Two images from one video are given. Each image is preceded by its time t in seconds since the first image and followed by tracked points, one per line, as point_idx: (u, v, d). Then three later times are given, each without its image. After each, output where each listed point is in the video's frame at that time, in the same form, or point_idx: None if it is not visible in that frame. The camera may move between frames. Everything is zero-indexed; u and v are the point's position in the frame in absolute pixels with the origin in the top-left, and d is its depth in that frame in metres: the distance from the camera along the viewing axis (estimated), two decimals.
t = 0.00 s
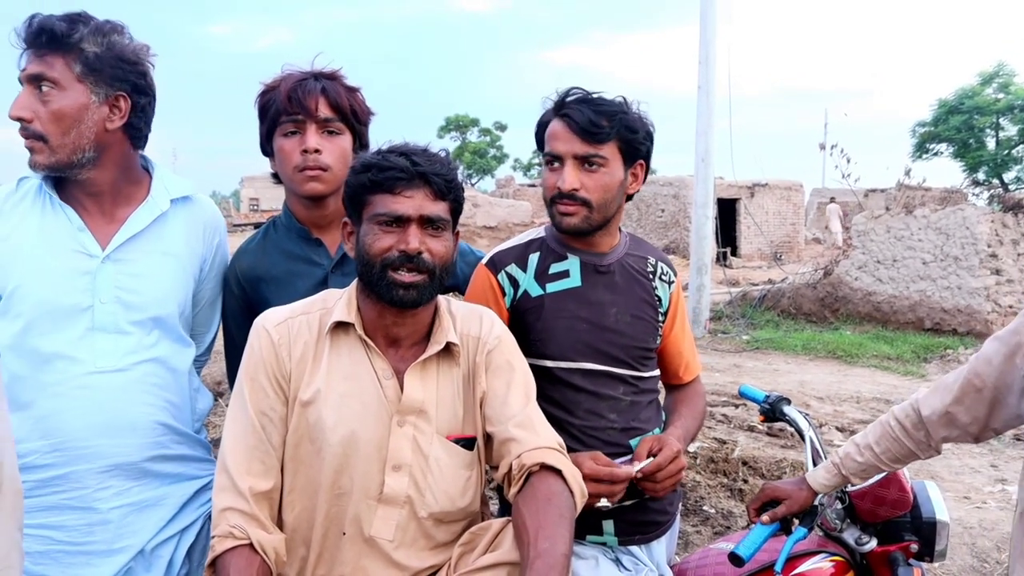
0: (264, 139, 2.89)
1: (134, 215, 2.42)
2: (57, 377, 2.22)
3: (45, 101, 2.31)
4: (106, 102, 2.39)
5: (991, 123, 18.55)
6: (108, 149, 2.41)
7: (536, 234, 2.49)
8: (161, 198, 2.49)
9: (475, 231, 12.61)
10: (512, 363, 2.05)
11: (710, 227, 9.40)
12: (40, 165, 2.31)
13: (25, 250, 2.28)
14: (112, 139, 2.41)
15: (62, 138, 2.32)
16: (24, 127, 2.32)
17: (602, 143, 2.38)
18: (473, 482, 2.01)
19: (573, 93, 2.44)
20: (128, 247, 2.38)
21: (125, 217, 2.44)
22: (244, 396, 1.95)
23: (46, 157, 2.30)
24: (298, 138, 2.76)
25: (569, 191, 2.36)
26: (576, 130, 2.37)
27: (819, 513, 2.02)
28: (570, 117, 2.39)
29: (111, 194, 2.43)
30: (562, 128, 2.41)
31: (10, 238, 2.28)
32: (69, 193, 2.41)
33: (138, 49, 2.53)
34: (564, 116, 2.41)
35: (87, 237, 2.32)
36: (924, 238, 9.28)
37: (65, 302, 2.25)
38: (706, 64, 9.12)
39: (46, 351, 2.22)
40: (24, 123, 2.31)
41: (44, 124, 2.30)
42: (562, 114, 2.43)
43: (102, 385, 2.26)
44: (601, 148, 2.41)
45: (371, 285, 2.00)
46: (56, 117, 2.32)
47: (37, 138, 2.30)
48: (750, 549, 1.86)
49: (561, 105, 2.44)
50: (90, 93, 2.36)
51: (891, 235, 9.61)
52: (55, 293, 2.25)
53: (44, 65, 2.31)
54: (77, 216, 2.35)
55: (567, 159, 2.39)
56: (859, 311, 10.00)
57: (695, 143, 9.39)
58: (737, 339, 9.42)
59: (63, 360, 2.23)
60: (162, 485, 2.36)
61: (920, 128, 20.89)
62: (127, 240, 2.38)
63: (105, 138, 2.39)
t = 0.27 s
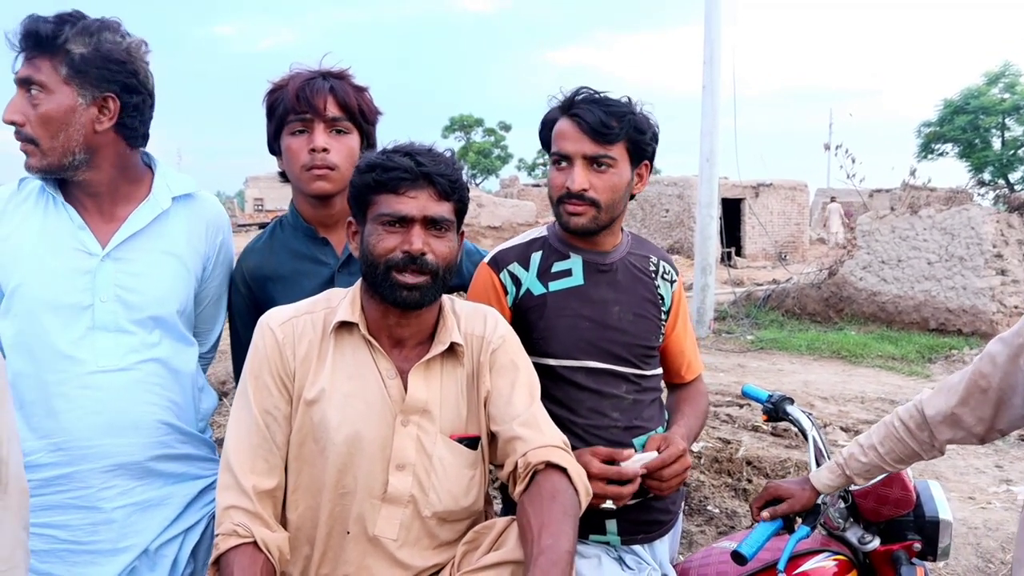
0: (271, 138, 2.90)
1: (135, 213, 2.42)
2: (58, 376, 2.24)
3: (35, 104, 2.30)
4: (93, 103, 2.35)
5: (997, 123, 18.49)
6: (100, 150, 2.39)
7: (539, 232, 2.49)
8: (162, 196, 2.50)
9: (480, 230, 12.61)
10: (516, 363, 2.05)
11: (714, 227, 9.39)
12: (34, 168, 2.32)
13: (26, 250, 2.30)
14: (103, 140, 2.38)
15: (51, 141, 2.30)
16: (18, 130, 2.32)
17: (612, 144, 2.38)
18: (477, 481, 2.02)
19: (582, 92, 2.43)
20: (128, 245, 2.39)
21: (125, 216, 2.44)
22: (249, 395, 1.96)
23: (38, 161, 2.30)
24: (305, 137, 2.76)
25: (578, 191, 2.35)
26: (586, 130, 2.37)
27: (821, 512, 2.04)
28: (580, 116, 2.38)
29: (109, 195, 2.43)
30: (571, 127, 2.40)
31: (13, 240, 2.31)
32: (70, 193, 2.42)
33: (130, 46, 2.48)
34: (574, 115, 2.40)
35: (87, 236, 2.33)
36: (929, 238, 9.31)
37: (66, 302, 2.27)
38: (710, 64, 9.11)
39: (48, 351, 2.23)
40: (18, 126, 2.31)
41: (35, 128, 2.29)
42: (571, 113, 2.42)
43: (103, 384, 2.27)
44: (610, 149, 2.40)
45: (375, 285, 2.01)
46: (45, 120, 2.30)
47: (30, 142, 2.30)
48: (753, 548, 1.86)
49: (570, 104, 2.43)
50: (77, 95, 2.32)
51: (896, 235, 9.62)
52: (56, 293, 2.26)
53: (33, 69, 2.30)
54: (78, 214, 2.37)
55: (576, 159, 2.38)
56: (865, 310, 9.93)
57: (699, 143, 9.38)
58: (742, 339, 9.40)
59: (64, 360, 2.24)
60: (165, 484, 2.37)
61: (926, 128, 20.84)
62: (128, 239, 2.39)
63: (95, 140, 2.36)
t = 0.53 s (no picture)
0: (272, 139, 2.91)
1: (127, 212, 2.40)
2: (48, 375, 2.24)
3: (25, 104, 2.30)
4: (80, 102, 2.33)
5: (996, 124, 18.50)
6: (89, 149, 2.37)
7: (538, 233, 2.50)
8: (155, 195, 2.48)
9: (480, 231, 12.61)
10: (516, 364, 2.06)
11: (714, 228, 9.40)
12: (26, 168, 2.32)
13: (22, 247, 2.31)
14: (92, 139, 2.37)
15: (40, 141, 2.30)
16: (10, 130, 2.32)
17: (614, 146, 2.38)
18: (477, 481, 2.02)
19: (585, 95, 2.43)
20: (120, 244, 2.38)
21: (119, 215, 2.43)
22: (249, 394, 1.97)
23: (28, 161, 2.30)
24: (306, 138, 2.77)
25: (581, 193, 2.35)
26: (589, 132, 2.37)
27: (821, 512, 2.04)
28: (584, 119, 2.39)
29: (101, 194, 2.41)
30: (574, 129, 2.40)
31: (8, 236, 2.33)
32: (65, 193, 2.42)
33: (121, 44, 2.46)
34: (577, 118, 2.40)
35: (79, 234, 2.33)
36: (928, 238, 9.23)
37: (57, 300, 2.28)
38: (711, 64, 9.11)
39: (37, 350, 2.24)
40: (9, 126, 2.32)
41: (24, 128, 2.29)
42: (573, 115, 2.42)
43: (92, 384, 2.27)
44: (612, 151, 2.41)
45: (376, 285, 2.02)
46: (34, 120, 2.30)
47: (21, 142, 2.31)
48: (752, 548, 1.86)
49: (572, 106, 2.44)
50: (63, 95, 2.31)
51: (897, 235, 9.64)
52: (47, 292, 2.27)
53: (22, 69, 2.30)
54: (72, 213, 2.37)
55: (579, 161, 2.39)
56: (864, 311, 9.92)
57: (699, 144, 9.38)
58: (742, 339, 9.41)
59: (53, 358, 2.25)
60: (156, 486, 2.37)
61: (926, 129, 20.85)
62: (119, 237, 2.38)
63: (83, 139, 2.34)
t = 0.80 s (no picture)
0: (273, 141, 2.93)
1: (122, 214, 2.42)
2: (40, 374, 2.27)
3: (23, 104, 2.33)
4: (75, 102, 2.35)
5: (997, 124, 18.51)
6: (85, 149, 2.39)
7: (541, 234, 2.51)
8: (150, 197, 2.48)
9: (480, 232, 12.64)
10: (520, 366, 2.08)
11: (715, 229, 9.41)
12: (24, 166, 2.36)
13: (21, 247, 2.35)
14: (88, 138, 2.39)
15: (36, 140, 2.32)
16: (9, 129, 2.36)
17: (617, 150, 2.40)
18: (481, 483, 2.04)
19: (589, 98, 2.45)
20: (114, 245, 2.39)
21: (115, 216, 2.44)
22: (254, 396, 1.98)
23: (25, 159, 2.34)
24: (308, 140, 2.79)
25: (586, 196, 2.37)
26: (592, 135, 2.39)
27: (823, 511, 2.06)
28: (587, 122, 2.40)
29: (97, 193, 2.43)
30: (578, 132, 2.41)
31: (10, 237, 2.37)
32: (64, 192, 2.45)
33: (119, 45, 2.47)
34: (580, 120, 2.42)
35: (75, 235, 2.36)
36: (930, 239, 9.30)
37: (51, 300, 2.30)
38: (711, 66, 9.13)
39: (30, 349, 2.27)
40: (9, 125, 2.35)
41: (22, 127, 2.32)
42: (577, 118, 2.44)
43: (83, 384, 2.28)
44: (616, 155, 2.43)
45: (380, 287, 2.03)
46: (32, 119, 2.33)
47: (19, 141, 2.34)
48: (754, 549, 1.88)
49: (576, 108, 2.45)
50: (59, 94, 2.33)
51: (897, 236, 9.66)
52: (41, 292, 2.30)
53: (21, 69, 2.33)
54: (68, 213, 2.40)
55: (583, 164, 2.40)
56: (865, 312, 9.96)
57: (699, 145, 9.41)
58: (743, 341, 9.42)
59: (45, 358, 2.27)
60: (147, 490, 2.37)
61: (926, 129, 20.86)
62: (112, 238, 2.39)
63: (79, 138, 2.36)
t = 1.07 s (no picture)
0: (276, 140, 2.93)
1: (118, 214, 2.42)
2: (36, 373, 2.29)
3: (22, 102, 2.35)
4: (72, 101, 2.35)
5: (999, 124, 18.49)
6: (83, 148, 2.40)
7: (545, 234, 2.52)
8: (147, 197, 2.48)
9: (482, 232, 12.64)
10: (525, 365, 2.08)
11: (717, 229, 9.41)
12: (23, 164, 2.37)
13: (22, 246, 2.38)
14: (85, 137, 2.39)
15: (34, 139, 2.34)
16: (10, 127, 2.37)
17: (625, 151, 2.41)
18: (485, 481, 2.05)
19: (597, 98, 2.45)
20: (110, 245, 2.39)
21: (112, 216, 2.45)
22: (259, 393, 1.99)
23: (24, 157, 2.35)
24: (311, 139, 2.80)
25: (594, 198, 2.37)
26: (601, 137, 2.39)
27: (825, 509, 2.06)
28: (596, 123, 2.40)
29: (94, 192, 2.44)
30: (586, 133, 2.41)
31: (13, 234, 2.41)
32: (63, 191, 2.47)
33: (119, 45, 2.48)
34: (588, 121, 2.42)
35: (71, 235, 2.36)
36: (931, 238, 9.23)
37: (49, 298, 2.32)
38: (713, 66, 9.14)
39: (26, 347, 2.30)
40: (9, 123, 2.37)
41: (21, 125, 2.34)
42: (584, 118, 2.44)
43: (78, 384, 2.29)
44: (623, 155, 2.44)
45: (386, 286, 2.04)
46: (31, 117, 2.34)
47: (18, 139, 2.36)
48: (756, 547, 1.88)
49: (583, 109, 2.45)
50: (56, 94, 2.34)
51: (899, 236, 9.64)
52: (38, 291, 2.32)
53: (20, 68, 2.35)
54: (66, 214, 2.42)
55: (591, 165, 2.41)
56: (868, 313, 10.02)
57: (701, 145, 9.42)
58: (744, 340, 9.43)
59: (41, 356, 2.29)
60: (141, 492, 2.37)
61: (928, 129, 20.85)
62: (108, 238, 2.39)
63: (75, 138, 2.37)
